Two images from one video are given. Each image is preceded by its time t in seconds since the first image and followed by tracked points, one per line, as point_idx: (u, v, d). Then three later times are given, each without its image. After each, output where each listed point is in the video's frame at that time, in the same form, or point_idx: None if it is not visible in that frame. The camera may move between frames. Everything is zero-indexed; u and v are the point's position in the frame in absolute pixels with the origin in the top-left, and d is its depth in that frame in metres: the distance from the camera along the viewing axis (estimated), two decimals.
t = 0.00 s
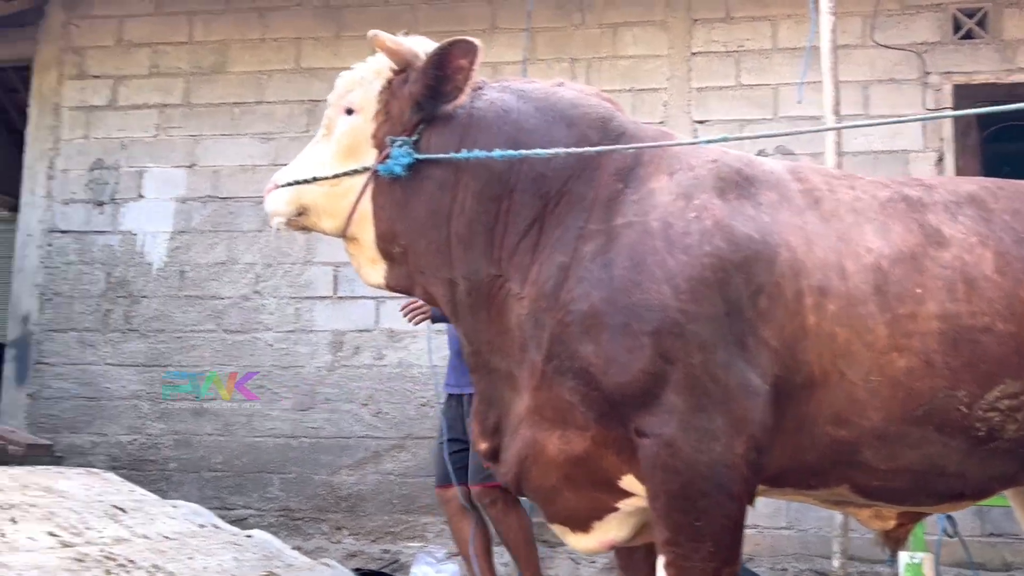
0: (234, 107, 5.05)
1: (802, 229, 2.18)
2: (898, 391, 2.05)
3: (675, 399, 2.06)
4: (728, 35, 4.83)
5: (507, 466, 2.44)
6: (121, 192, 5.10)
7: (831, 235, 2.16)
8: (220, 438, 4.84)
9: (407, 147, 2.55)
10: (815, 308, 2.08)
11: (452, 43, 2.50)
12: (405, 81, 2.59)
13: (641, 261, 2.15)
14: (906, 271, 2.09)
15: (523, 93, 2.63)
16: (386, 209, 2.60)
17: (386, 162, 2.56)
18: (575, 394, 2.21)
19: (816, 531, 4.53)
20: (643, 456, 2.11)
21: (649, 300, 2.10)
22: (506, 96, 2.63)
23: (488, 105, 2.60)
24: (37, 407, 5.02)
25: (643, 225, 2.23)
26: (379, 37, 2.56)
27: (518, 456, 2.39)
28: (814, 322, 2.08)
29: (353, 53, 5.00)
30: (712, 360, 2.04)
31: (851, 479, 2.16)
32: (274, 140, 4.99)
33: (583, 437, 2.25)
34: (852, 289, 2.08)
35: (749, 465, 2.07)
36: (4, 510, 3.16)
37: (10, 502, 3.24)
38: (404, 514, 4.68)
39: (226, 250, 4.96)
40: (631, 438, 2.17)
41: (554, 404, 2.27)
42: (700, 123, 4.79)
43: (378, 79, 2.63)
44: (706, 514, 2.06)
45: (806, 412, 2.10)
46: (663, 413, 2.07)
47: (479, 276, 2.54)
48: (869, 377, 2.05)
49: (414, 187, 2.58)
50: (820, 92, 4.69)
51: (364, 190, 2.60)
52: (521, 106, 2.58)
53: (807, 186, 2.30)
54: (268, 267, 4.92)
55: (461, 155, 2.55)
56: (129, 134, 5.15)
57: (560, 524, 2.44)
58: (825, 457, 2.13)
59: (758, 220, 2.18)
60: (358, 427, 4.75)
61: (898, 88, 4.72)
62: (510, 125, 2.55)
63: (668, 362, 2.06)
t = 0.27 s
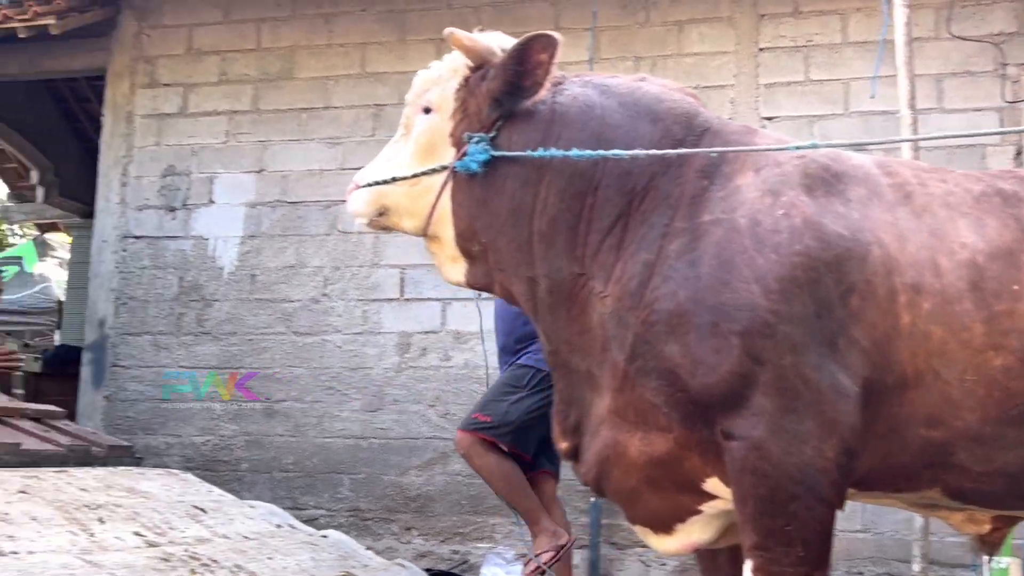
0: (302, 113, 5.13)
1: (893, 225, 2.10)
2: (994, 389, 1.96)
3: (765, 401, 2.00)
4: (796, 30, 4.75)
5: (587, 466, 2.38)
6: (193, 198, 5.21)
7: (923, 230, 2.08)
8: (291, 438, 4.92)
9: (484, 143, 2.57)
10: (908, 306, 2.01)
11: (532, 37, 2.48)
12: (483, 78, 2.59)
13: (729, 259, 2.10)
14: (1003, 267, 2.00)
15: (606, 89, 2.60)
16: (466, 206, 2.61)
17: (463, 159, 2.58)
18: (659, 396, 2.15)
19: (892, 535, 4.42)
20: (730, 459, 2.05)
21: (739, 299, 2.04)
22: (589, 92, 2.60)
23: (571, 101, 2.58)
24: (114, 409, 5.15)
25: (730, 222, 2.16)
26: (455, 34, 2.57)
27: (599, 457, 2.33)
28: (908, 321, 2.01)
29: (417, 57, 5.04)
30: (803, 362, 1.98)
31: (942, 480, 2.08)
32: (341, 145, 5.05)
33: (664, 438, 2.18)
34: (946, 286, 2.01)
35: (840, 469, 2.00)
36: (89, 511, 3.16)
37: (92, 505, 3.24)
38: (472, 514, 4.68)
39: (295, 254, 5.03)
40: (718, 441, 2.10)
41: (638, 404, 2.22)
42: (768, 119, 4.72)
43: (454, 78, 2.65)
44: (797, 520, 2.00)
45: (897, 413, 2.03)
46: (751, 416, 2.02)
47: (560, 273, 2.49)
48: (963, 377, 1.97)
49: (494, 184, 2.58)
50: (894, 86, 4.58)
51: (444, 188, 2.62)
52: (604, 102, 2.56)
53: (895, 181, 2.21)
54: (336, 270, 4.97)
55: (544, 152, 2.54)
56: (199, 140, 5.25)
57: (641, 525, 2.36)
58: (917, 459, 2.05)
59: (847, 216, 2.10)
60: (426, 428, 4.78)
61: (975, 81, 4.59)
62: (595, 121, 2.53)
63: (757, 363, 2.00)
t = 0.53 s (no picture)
0: (370, 117, 5.19)
1: (991, 218, 2.03)
2: None
3: (862, 402, 1.93)
4: (870, 22, 4.63)
5: (675, 471, 2.33)
6: (265, 202, 5.31)
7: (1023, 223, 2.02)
8: (362, 439, 4.97)
9: (563, 146, 2.50)
10: (1009, 302, 1.94)
11: (613, 37, 2.39)
12: (562, 80, 2.52)
13: (820, 256, 2.04)
14: None
15: (686, 86, 2.52)
16: (545, 208, 2.55)
17: (542, 162, 2.52)
18: (749, 399, 2.10)
19: (977, 539, 4.28)
20: (823, 461, 1.98)
21: (833, 298, 1.99)
22: (668, 90, 2.52)
23: (651, 100, 2.50)
24: (190, 411, 5.26)
25: (820, 219, 2.10)
26: (533, 37, 2.49)
27: (687, 461, 2.28)
28: (1009, 317, 1.94)
29: (483, 59, 5.06)
30: (900, 362, 1.92)
31: None
32: (409, 148, 5.09)
33: (755, 441, 2.12)
34: None
35: (940, 472, 1.92)
36: (175, 510, 3.10)
37: (179, 504, 3.17)
38: (543, 516, 4.68)
39: (365, 256, 5.09)
40: (810, 444, 2.03)
41: (727, 407, 2.17)
42: (842, 114, 4.62)
43: (532, 80, 2.58)
44: (893, 524, 1.92)
45: (998, 412, 1.97)
46: (846, 416, 1.95)
47: (643, 276, 2.42)
48: None
49: (572, 186, 2.53)
50: (975, 78, 4.44)
51: (522, 192, 2.57)
52: (685, 100, 2.47)
53: (992, 173, 2.14)
54: (405, 272, 5.02)
55: (624, 152, 2.47)
56: (271, 145, 5.35)
57: (731, 530, 2.30)
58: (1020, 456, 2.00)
59: (942, 210, 2.03)
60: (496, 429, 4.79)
61: None
62: (676, 120, 2.45)
63: (853, 362, 1.94)
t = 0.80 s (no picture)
0: (433, 118, 5.23)
1: None
2: None
3: (952, 399, 1.87)
4: (943, 11, 4.50)
5: (759, 473, 2.29)
6: (331, 205, 5.39)
7: None
8: (428, 439, 5.01)
9: (633, 143, 2.40)
10: None
11: (688, 34, 2.30)
12: (635, 76, 2.41)
13: (906, 250, 1.98)
14: None
15: (761, 80, 2.42)
16: (615, 207, 2.46)
17: (611, 160, 2.43)
18: (832, 398, 2.05)
19: None
20: (910, 461, 1.92)
21: (920, 292, 1.92)
22: (742, 85, 2.43)
23: (725, 96, 2.41)
24: (259, 411, 5.35)
25: (904, 212, 2.03)
26: (605, 33, 2.40)
27: (769, 463, 2.24)
28: None
29: (545, 58, 5.05)
30: (991, 359, 1.86)
31: None
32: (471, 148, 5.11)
33: (840, 441, 2.07)
34: None
35: None
36: (251, 509, 3.13)
37: (254, 503, 3.20)
38: (610, 517, 4.65)
39: (429, 257, 5.13)
40: (897, 443, 1.98)
41: (810, 407, 2.11)
42: (914, 106, 4.49)
43: (602, 76, 2.49)
44: (985, 525, 1.86)
45: None
46: (934, 415, 1.89)
47: (721, 275, 2.34)
48: None
49: (643, 184, 2.43)
50: None
51: (590, 189, 2.48)
52: (761, 95, 2.38)
53: None
54: (468, 273, 5.03)
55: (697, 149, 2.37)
56: (336, 149, 5.42)
57: (817, 531, 2.24)
58: None
59: None
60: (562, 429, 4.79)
61: None
62: (751, 114, 2.36)
63: (942, 359, 1.88)
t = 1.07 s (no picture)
0: (484, 119, 5.22)
1: None
2: None
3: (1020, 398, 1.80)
4: None
5: (822, 477, 2.20)
6: (383, 207, 5.42)
7: None
8: (482, 440, 5.00)
9: (680, 144, 2.35)
10: None
11: (740, 39, 2.21)
12: (686, 77, 2.35)
13: (969, 244, 1.88)
14: None
15: (812, 77, 2.33)
16: (664, 209, 2.41)
17: (657, 161, 2.39)
18: (896, 398, 1.98)
19: None
20: (977, 462, 1.84)
21: (985, 288, 1.84)
22: (792, 83, 2.34)
23: (775, 94, 2.33)
24: (316, 412, 5.41)
25: (967, 205, 1.93)
26: (657, 32, 2.34)
27: (833, 466, 2.16)
28: None
29: (596, 57, 5.01)
30: None
31: None
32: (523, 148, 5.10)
33: (904, 442, 1.99)
34: None
35: None
36: (305, 509, 3.15)
37: (308, 503, 3.23)
38: (667, 519, 4.59)
39: (481, 258, 5.12)
40: (964, 444, 1.90)
41: (873, 408, 2.03)
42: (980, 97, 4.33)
43: (652, 75, 2.44)
44: None
45: None
46: (1001, 414, 1.82)
47: (776, 276, 2.27)
48: None
49: (692, 185, 2.38)
50: None
51: (635, 189, 2.44)
52: (813, 93, 2.29)
53: None
54: (521, 274, 5.01)
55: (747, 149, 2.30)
56: (388, 151, 5.46)
57: (884, 536, 2.16)
58: None
59: None
60: (617, 430, 4.74)
61: None
62: (804, 113, 2.27)
63: (1009, 356, 1.80)
